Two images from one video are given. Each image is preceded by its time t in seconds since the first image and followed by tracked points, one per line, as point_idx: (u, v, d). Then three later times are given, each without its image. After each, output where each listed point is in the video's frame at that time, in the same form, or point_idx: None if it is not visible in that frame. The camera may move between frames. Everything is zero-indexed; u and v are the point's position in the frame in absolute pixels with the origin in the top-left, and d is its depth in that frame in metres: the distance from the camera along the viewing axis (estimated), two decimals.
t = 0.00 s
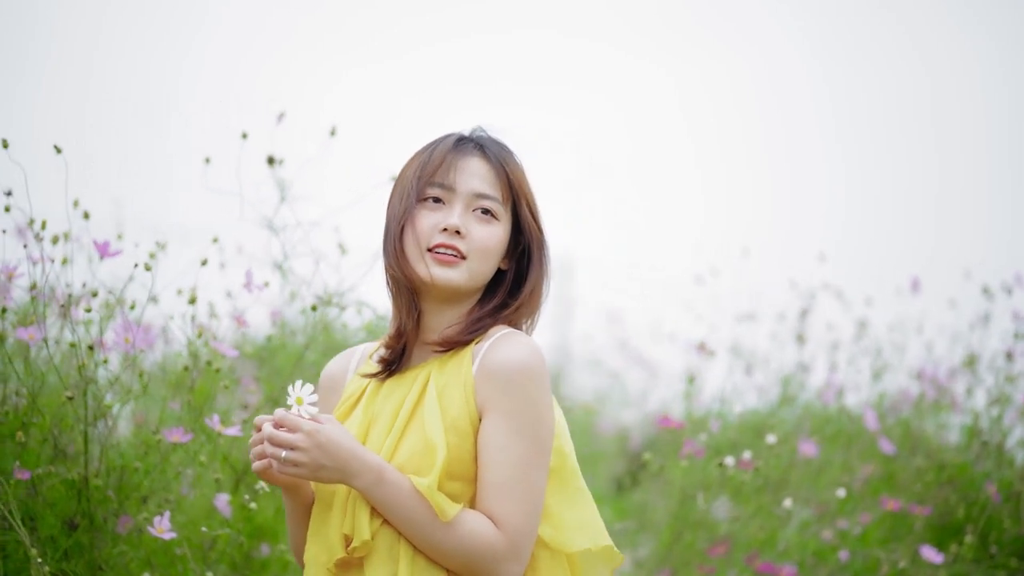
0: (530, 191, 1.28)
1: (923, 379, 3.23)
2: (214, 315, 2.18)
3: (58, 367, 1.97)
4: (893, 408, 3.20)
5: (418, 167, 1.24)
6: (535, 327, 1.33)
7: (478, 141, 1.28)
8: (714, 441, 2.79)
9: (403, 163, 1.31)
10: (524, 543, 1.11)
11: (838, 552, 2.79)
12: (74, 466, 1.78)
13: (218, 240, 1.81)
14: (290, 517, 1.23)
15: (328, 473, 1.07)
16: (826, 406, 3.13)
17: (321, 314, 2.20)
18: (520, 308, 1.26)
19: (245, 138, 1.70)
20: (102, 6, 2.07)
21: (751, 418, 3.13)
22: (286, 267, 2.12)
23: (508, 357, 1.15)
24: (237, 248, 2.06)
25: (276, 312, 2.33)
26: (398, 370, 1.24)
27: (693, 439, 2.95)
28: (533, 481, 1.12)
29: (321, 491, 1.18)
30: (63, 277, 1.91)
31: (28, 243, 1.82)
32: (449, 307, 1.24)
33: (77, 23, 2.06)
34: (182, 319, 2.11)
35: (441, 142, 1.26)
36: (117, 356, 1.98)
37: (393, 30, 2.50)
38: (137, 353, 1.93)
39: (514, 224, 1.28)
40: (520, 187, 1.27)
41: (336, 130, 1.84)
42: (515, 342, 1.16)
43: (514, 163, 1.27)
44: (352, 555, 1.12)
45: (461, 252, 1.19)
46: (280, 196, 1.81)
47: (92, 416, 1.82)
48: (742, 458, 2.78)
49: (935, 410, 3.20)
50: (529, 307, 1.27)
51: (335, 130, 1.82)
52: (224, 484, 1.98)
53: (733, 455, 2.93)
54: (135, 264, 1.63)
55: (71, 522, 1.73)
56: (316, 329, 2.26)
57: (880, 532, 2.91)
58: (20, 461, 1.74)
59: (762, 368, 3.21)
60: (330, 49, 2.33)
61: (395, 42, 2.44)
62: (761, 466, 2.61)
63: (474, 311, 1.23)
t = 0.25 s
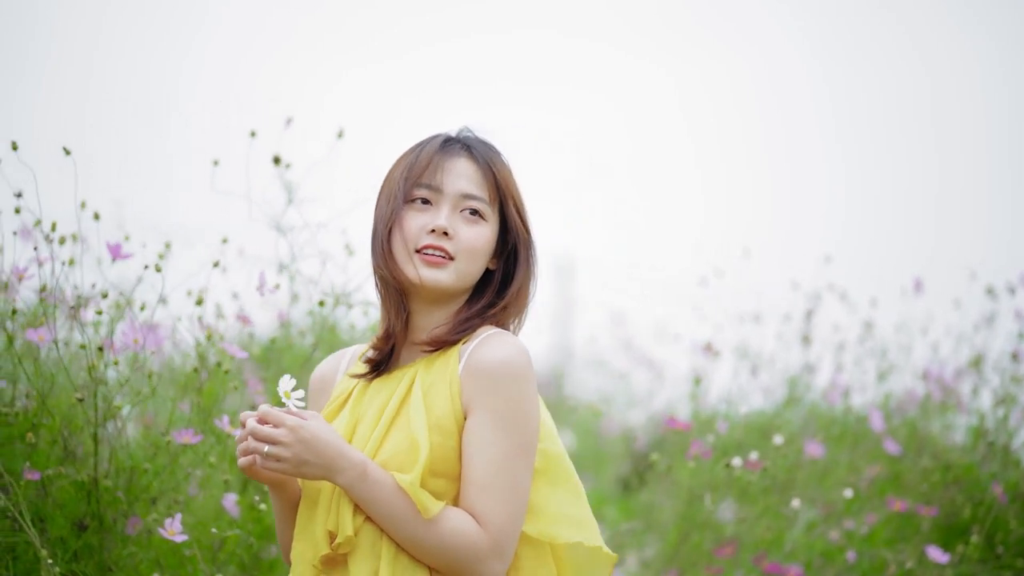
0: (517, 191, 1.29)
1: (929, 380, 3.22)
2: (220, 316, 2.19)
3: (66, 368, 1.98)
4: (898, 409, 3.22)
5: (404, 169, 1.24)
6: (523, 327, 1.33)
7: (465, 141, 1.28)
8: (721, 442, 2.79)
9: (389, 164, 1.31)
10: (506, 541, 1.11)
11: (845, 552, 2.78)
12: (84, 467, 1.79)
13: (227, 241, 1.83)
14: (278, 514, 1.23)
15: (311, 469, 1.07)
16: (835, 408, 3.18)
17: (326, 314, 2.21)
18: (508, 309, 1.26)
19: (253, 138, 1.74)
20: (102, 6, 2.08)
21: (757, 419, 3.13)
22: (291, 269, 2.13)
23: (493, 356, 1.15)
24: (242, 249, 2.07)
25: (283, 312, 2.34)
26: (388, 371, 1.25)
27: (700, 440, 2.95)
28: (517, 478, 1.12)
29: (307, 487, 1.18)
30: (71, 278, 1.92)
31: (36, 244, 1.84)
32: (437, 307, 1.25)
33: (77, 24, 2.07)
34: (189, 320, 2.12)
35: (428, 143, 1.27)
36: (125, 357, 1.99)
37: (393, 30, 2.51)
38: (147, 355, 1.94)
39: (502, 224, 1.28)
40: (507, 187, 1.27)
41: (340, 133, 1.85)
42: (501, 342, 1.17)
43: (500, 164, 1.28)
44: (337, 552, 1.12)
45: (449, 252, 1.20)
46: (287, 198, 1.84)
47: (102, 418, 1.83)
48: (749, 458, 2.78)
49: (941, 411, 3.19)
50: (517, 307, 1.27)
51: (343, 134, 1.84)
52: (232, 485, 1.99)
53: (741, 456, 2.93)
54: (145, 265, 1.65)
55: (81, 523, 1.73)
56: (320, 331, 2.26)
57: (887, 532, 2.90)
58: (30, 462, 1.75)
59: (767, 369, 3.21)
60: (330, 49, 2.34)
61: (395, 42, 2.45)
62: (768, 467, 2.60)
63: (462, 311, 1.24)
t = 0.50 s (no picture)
0: (507, 192, 1.30)
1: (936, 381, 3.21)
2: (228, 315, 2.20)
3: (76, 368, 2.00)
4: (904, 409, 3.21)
5: (395, 171, 1.26)
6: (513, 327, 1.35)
7: (454, 143, 1.30)
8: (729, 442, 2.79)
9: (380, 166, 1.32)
10: (489, 537, 1.11)
11: (853, 552, 2.77)
12: (94, 467, 1.80)
13: (235, 241, 1.85)
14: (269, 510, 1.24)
15: (295, 464, 1.09)
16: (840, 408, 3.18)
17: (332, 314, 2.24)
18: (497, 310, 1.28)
19: (261, 136, 1.78)
20: (102, 6, 2.10)
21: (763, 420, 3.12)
22: (297, 269, 2.14)
23: (480, 354, 1.16)
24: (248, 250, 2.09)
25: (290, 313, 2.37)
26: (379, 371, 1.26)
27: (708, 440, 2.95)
28: (502, 475, 1.13)
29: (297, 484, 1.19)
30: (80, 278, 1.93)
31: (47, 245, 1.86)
32: (429, 308, 1.27)
33: (77, 24, 2.09)
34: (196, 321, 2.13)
35: (418, 146, 1.28)
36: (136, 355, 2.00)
37: (393, 31, 2.52)
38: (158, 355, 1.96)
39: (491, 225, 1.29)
40: (497, 189, 1.28)
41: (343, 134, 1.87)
42: (488, 341, 1.18)
43: (490, 165, 1.29)
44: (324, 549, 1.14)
45: (439, 254, 1.21)
46: (293, 200, 1.88)
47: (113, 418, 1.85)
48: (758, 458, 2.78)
49: (947, 411, 3.18)
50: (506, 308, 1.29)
51: (347, 134, 1.86)
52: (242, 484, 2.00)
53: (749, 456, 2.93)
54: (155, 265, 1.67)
55: (92, 523, 1.75)
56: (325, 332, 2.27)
57: (894, 532, 2.90)
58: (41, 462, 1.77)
59: (773, 369, 3.21)
60: (330, 49, 2.37)
61: (394, 42, 2.48)
62: (776, 466, 2.60)
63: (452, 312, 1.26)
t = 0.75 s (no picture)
0: (502, 196, 1.32)
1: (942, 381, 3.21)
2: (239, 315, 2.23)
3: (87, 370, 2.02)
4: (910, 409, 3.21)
5: (391, 173, 1.27)
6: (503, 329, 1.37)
7: (451, 145, 1.31)
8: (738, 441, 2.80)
9: (376, 167, 1.34)
10: (477, 535, 1.13)
11: (860, 552, 2.77)
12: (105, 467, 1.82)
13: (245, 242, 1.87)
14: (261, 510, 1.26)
15: (281, 461, 1.11)
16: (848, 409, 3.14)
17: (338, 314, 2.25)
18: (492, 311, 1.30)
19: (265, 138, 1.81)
20: (102, 6, 2.18)
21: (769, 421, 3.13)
22: (305, 268, 2.16)
23: (469, 353, 1.17)
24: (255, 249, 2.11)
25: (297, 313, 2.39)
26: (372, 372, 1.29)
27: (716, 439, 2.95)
28: (490, 474, 1.14)
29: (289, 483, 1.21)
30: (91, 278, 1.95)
31: (59, 245, 1.88)
32: (422, 309, 1.29)
33: (78, 24, 2.16)
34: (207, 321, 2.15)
35: (414, 148, 1.30)
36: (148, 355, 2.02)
37: (393, 31, 2.55)
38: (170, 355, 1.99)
39: (486, 228, 1.32)
40: (491, 192, 1.30)
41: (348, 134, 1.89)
42: (478, 339, 1.19)
43: (484, 167, 1.31)
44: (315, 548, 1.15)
45: (434, 257, 1.23)
46: (299, 200, 1.90)
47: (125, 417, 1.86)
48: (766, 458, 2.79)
49: (954, 412, 3.18)
50: (499, 309, 1.31)
51: (350, 134, 1.88)
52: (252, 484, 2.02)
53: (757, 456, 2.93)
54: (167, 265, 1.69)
55: (103, 523, 1.77)
56: (331, 333, 2.29)
57: (901, 532, 2.90)
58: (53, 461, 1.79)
59: (780, 369, 3.21)
60: (330, 48, 2.38)
61: (395, 42, 2.50)
62: (784, 466, 2.61)
63: (446, 313, 1.28)
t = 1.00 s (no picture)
0: (500, 199, 1.35)
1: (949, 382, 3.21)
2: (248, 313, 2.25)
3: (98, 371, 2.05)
4: (917, 410, 3.21)
5: (391, 176, 1.30)
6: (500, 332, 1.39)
7: (450, 149, 1.34)
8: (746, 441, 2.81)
9: (375, 169, 1.36)
10: (471, 534, 1.14)
11: (869, 553, 2.78)
12: (117, 468, 1.85)
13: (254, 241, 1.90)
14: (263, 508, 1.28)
15: (275, 460, 1.13)
16: (854, 408, 3.20)
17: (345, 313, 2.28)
18: (490, 314, 1.32)
19: (267, 140, 1.83)
20: (103, 6, 2.21)
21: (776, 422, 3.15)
22: (312, 269, 2.19)
23: (464, 353, 1.19)
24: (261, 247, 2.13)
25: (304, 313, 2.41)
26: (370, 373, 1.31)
27: (725, 440, 2.96)
28: (485, 473, 1.16)
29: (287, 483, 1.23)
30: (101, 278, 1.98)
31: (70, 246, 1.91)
32: (421, 311, 1.31)
33: (78, 24, 2.19)
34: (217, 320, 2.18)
35: (413, 151, 1.32)
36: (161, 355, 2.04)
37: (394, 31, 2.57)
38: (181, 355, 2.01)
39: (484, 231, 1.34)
40: (490, 195, 1.33)
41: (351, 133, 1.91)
42: (473, 339, 1.21)
43: (483, 170, 1.33)
44: (311, 549, 1.17)
45: (433, 260, 1.25)
46: (304, 201, 1.92)
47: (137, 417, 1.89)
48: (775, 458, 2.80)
49: (961, 413, 3.19)
50: (497, 312, 1.33)
51: (353, 133, 1.90)
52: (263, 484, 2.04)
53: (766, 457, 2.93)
54: (177, 266, 1.72)
55: (115, 523, 1.79)
56: (338, 333, 2.31)
57: (909, 533, 2.90)
58: (65, 462, 1.82)
59: (787, 371, 3.22)
60: (330, 48, 2.41)
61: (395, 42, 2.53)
62: (793, 467, 2.61)
63: (443, 315, 1.30)
